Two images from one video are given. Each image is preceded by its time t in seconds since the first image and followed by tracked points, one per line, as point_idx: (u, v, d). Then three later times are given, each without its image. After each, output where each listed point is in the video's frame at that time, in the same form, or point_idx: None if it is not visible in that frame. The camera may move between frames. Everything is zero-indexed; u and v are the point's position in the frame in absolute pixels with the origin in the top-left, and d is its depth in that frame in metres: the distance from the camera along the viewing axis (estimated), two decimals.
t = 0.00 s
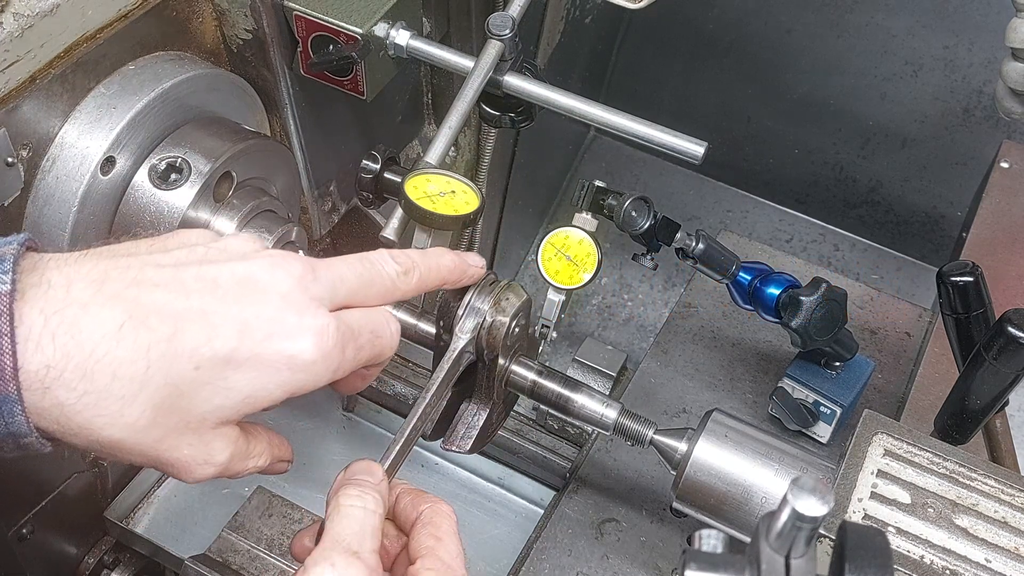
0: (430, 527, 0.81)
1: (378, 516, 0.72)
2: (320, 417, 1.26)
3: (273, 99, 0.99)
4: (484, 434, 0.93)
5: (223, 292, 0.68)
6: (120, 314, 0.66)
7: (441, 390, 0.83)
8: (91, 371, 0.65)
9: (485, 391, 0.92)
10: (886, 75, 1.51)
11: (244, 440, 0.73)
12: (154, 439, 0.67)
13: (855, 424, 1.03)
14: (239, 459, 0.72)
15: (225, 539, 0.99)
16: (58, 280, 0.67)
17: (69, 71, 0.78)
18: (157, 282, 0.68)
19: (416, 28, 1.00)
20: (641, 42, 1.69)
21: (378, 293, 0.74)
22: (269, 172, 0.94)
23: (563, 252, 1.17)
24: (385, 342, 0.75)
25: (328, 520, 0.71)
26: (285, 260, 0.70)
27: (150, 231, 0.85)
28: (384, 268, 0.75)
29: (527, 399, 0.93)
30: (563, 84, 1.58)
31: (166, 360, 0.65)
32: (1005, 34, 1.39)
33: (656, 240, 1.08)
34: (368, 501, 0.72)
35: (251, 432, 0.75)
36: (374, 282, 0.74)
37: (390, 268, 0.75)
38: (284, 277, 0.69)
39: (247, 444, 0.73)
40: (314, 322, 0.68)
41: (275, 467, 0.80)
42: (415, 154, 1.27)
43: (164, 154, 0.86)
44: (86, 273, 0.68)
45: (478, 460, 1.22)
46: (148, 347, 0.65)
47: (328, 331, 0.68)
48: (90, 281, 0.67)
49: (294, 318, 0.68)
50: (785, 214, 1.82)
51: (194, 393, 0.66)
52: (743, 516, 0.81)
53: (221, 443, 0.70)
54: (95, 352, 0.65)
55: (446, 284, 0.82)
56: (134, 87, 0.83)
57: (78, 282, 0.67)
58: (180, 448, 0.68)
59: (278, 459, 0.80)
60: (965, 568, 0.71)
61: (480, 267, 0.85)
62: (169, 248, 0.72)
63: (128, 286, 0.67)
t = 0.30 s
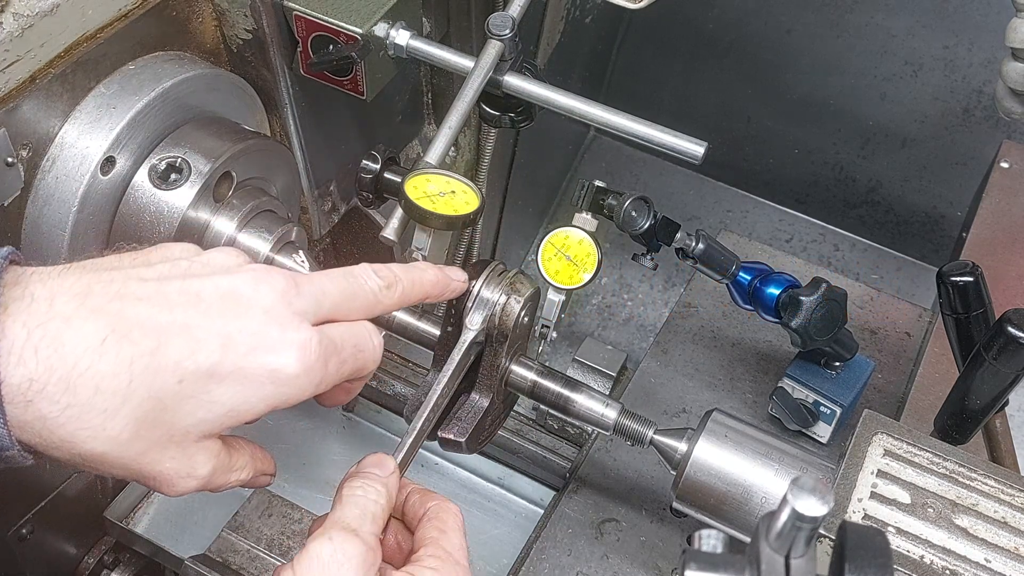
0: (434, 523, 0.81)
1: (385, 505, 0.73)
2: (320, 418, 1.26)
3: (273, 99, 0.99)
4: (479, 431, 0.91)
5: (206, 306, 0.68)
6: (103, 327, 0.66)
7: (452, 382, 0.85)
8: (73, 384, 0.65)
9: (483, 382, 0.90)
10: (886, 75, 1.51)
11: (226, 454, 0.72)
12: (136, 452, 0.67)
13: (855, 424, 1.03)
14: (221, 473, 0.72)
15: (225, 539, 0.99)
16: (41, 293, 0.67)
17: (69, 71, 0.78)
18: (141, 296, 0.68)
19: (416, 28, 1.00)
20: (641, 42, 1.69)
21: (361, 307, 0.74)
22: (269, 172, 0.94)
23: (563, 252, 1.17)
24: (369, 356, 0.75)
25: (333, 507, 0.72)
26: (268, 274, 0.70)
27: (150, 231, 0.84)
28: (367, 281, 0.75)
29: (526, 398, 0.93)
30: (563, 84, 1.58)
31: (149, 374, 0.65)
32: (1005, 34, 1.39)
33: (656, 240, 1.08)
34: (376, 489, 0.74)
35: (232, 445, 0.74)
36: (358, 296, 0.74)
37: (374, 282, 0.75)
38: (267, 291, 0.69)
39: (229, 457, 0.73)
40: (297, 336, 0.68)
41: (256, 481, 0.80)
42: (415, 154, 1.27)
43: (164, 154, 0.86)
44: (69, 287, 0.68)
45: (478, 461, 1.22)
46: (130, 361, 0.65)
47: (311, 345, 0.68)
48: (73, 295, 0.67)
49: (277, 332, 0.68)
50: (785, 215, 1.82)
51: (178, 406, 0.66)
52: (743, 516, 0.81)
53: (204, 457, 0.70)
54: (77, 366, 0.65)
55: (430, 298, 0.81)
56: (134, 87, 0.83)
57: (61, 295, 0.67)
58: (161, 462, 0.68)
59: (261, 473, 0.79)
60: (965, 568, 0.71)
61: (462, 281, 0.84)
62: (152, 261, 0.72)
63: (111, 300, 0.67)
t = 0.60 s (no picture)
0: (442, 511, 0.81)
1: (366, 509, 0.74)
2: (321, 417, 1.26)
3: (273, 99, 0.99)
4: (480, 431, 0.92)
5: (217, 307, 0.68)
6: (117, 325, 0.66)
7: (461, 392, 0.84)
8: (88, 381, 0.65)
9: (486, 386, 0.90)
10: (886, 75, 1.51)
11: (232, 452, 0.72)
12: (146, 448, 0.67)
13: (855, 424, 1.03)
14: (227, 470, 0.72)
15: (225, 538, 0.99)
16: (58, 290, 0.67)
17: (70, 71, 0.78)
18: (154, 295, 0.68)
19: (416, 28, 1.00)
20: (641, 42, 1.69)
21: (368, 311, 0.74)
22: (269, 172, 0.94)
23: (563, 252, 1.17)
24: (376, 359, 0.75)
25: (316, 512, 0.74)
26: (278, 276, 0.70)
27: (149, 231, 0.85)
28: (374, 286, 0.75)
29: (526, 398, 0.93)
30: (563, 84, 1.58)
31: (161, 373, 0.65)
32: (1005, 34, 1.39)
33: (656, 240, 1.08)
34: (356, 495, 0.74)
35: (239, 444, 0.74)
36: (365, 300, 0.74)
37: (381, 287, 0.75)
38: (277, 293, 0.69)
39: (235, 455, 0.72)
40: (305, 338, 0.68)
41: (261, 481, 0.79)
42: (415, 154, 1.27)
43: (164, 154, 0.85)
44: (85, 285, 0.68)
45: (477, 461, 1.22)
46: (143, 359, 0.65)
47: (318, 347, 0.68)
48: (88, 293, 0.67)
49: (286, 334, 0.68)
50: (785, 214, 1.82)
51: (187, 405, 0.67)
52: (743, 515, 0.81)
53: (212, 454, 0.69)
54: (92, 363, 0.65)
55: (437, 302, 0.82)
56: (135, 87, 0.83)
57: (77, 294, 0.67)
58: (170, 458, 0.68)
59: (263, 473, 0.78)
60: (965, 568, 0.71)
61: (469, 287, 0.85)
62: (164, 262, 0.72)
63: (125, 299, 0.67)
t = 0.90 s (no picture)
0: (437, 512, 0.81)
1: (359, 508, 0.75)
2: (320, 417, 1.26)
3: (273, 99, 0.99)
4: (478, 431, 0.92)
5: (211, 302, 0.68)
6: (111, 322, 0.66)
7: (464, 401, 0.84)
8: (83, 377, 0.65)
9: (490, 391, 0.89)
10: (886, 75, 1.51)
11: (227, 448, 0.72)
12: (140, 445, 0.67)
13: (855, 424, 1.03)
14: (222, 466, 0.72)
15: (225, 538, 0.99)
16: (52, 286, 0.67)
17: (70, 71, 0.78)
18: (148, 291, 0.68)
19: (416, 28, 1.00)
20: (641, 42, 1.69)
21: (363, 305, 0.74)
22: (269, 172, 0.94)
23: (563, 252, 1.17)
24: (370, 352, 0.75)
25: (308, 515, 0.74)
26: (272, 271, 0.70)
27: (151, 231, 0.85)
28: (369, 280, 0.75)
29: (526, 398, 0.93)
30: (563, 84, 1.58)
31: (155, 369, 0.65)
32: (1005, 34, 1.39)
33: (656, 240, 1.08)
34: (348, 495, 0.75)
35: (235, 439, 0.74)
36: (359, 294, 0.74)
37: (375, 280, 0.75)
38: (271, 288, 0.69)
39: (231, 451, 0.73)
40: (299, 333, 0.68)
41: (257, 476, 0.80)
42: (415, 154, 1.27)
43: (164, 154, 0.85)
44: (79, 282, 0.68)
45: (477, 461, 1.22)
46: (137, 355, 0.65)
47: (312, 343, 0.68)
48: (82, 290, 0.67)
49: (280, 329, 0.68)
50: (785, 214, 1.82)
51: (182, 401, 0.67)
52: (743, 515, 0.81)
53: (206, 450, 0.70)
54: (87, 359, 0.65)
55: (432, 294, 0.82)
56: (135, 87, 0.83)
57: (71, 290, 0.67)
58: (165, 454, 0.68)
59: (259, 468, 0.79)
60: (965, 568, 0.71)
61: (463, 278, 0.87)
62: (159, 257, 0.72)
63: (119, 295, 0.67)
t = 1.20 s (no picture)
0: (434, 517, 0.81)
1: (356, 513, 0.75)
2: (320, 418, 1.26)
3: (273, 99, 0.99)
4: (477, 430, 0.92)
5: (192, 301, 0.68)
6: (89, 322, 0.66)
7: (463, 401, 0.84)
8: (60, 378, 0.66)
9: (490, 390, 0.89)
10: (886, 75, 1.51)
11: (212, 448, 0.72)
12: (121, 446, 0.68)
13: (855, 424, 1.03)
14: (207, 466, 0.72)
15: (225, 538, 0.99)
16: (32, 287, 0.68)
17: (70, 71, 0.78)
18: (127, 290, 0.68)
19: (416, 28, 1.00)
20: (641, 42, 1.69)
21: (348, 302, 0.74)
22: (269, 172, 0.94)
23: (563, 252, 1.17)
24: (357, 351, 0.75)
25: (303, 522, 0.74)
26: (254, 269, 0.70)
27: (150, 231, 0.85)
28: (354, 277, 0.75)
29: (525, 398, 0.93)
30: (563, 84, 1.58)
31: (133, 369, 0.66)
32: (1005, 34, 1.39)
33: (656, 240, 1.08)
34: (344, 501, 0.75)
35: (219, 440, 0.74)
36: (344, 291, 0.74)
37: (361, 278, 0.75)
38: (253, 286, 0.69)
39: (215, 452, 0.73)
40: (282, 332, 0.68)
41: (245, 477, 0.80)
42: (415, 154, 1.27)
43: (164, 154, 0.85)
44: (58, 282, 0.68)
45: (477, 461, 1.22)
46: (116, 355, 0.65)
47: (295, 341, 0.68)
48: (60, 290, 0.68)
49: (262, 328, 0.68)
50: (785, 214, 1.82)
51: (163, 401, 0.67)
52: (743, 516, 0.81)
53: (190, 451, 0.70)
54: (64, 359, 0.66)
55: (420, 290, 0.82)
56: (134, 87, 0.83)
57: (48, 290, 0.68)
58: (147, 455, 0.68)
59: (248, 468, 0.78)
60: (965, 568, 0.71)
61: (452, 273, 0.85)
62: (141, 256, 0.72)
63: (98, 295, 0.67)
